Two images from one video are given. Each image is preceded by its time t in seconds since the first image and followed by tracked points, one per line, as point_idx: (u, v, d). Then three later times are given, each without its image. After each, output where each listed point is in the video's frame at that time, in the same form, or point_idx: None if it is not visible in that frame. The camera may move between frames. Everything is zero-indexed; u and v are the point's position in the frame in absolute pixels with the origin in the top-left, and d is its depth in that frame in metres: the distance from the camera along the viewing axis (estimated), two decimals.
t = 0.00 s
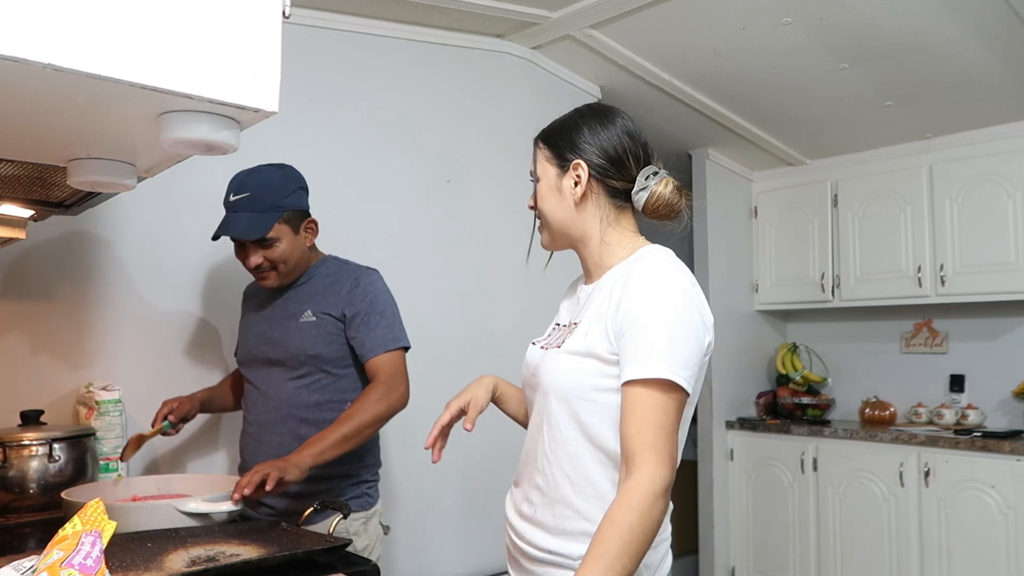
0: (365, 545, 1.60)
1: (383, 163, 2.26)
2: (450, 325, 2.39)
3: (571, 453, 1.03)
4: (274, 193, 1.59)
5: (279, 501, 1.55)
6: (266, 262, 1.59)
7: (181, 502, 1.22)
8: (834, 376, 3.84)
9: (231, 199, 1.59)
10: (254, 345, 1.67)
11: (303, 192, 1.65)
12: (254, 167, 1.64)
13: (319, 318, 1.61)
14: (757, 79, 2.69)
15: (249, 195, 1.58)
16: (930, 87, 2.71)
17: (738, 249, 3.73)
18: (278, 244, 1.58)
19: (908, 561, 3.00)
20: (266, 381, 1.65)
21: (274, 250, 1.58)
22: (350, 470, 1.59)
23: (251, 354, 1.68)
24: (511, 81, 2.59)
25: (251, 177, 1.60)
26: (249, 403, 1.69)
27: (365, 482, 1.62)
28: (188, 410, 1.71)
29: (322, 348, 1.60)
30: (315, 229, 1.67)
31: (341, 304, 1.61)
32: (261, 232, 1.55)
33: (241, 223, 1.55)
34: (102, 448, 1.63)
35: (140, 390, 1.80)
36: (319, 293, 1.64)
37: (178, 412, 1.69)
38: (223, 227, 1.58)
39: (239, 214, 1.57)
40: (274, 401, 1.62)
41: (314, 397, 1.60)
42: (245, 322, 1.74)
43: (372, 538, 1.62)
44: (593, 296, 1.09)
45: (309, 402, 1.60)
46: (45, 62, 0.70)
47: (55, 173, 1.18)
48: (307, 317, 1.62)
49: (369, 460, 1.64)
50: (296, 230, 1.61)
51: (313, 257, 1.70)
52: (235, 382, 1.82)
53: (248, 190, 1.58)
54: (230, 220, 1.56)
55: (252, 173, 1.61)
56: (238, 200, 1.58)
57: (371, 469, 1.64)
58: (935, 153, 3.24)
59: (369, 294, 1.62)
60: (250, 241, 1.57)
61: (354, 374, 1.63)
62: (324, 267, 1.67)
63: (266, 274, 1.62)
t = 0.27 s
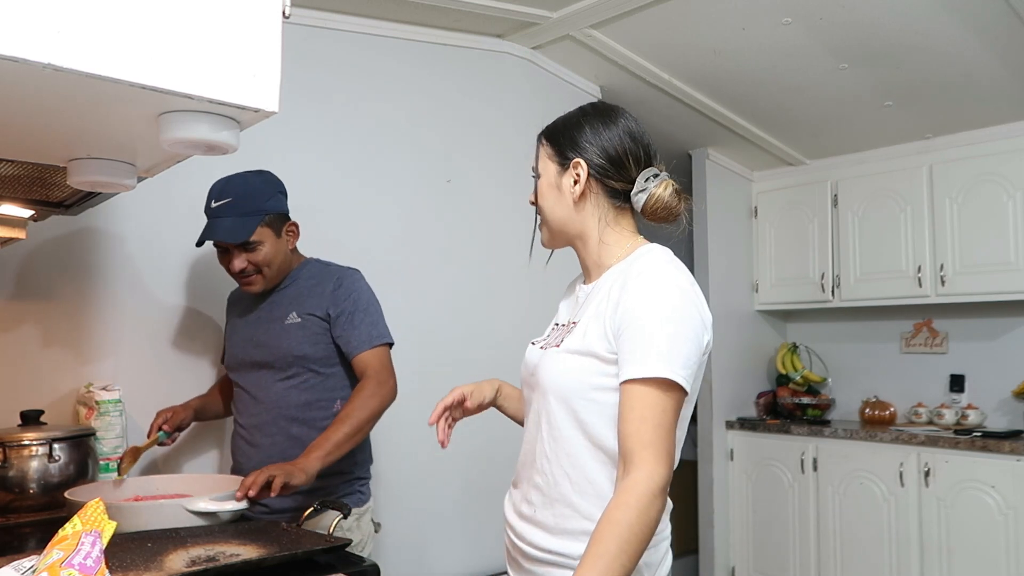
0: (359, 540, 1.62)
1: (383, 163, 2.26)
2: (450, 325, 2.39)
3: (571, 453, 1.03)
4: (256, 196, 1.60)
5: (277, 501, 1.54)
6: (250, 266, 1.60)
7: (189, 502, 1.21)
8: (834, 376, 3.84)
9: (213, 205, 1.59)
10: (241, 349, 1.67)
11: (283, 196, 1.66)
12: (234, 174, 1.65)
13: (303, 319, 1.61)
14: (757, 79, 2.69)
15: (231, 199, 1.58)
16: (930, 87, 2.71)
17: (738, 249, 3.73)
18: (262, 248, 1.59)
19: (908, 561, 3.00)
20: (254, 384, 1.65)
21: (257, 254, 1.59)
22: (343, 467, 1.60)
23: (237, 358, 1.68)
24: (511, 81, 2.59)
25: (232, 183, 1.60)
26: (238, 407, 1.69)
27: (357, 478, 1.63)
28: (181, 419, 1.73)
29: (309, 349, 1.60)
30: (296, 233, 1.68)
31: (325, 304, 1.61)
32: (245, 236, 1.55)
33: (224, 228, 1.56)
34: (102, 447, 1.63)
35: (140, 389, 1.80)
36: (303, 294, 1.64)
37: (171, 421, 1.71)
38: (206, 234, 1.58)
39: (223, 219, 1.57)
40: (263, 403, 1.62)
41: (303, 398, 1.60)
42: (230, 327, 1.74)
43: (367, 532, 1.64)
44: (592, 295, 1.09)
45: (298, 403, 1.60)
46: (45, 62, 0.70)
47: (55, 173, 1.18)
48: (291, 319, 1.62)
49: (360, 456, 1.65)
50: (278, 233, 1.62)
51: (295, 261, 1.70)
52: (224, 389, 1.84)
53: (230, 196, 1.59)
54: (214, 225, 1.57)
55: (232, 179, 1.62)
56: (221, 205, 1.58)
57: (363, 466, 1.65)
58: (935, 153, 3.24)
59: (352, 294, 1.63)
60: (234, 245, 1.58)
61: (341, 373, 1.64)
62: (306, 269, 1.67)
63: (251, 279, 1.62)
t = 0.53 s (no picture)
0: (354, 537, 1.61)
1: (383, 163, 2.26)
2: (450, 325, 2.38)
3: (574, 453, 1.02)
4: (246, 195, 1.61)
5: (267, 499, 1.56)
6: (240, 264, 1.60)
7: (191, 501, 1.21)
8: (834, 375, 3.84)
9: (204, 204, 1.60)
10: (231, 348, 1.68)
11: (273, 195, 1.67)
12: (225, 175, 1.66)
13: (290, 317, 1.61)
14: (757, 80, 2.69)
15: (222, 198, 1.59)
16: (930, 87, 2.71)
17: (738, 249, 3.72)
18: (252, 246, 1.59)
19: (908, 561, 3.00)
20: (245, 382, 1.66)
21: (247, 251, 1.59)
22: (334, 464, 1.60)
23: (229, 357, 1.69)
24: (511, 81, 2.59)
25: (222, 182, 1.62)
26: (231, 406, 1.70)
27: (350, 475, 1.63)
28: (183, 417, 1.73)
29: (296, 346, 1.60)
30: (286, 232, 1.68)
31: (311, 302, 1.61)
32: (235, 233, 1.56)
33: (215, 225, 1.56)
34: (102, 448, 1.63)
35: (140, 390, 1.80)
36: (290, 291, 1.64)
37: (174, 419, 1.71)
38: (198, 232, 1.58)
39: (214, 217, 1.58)
40: (252, 401, 1.63)
41: (292, 395, 1.60)
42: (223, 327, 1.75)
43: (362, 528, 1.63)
44: (591, 295, 1.09)
45: (287, 401, 1.60)
46: (45, 62, 0.70)
47: (55, 173, 1.18)
48: (279, 316, 1.62)
49: (352, 454, 1.65)
50: (268, 231, 1.63)
51: (285, 261, 1.71)
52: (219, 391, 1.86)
53: (220, 195, 1.60)
54: (205, 224, 1.57)
55: (222, 178, 1.63)
56: (211, 204, 1.59)
57: (355, 463, 1.65)
58: (935, 153, 3.24)
59: (338, 290, 1.62)
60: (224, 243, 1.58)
61: (329, 369, 1.63)
62: (295, 267, 1.67)
63: (241, 278, 1.63)
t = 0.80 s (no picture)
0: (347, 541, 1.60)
1: (383, 163, 2.26)
2: (450, 326, 2.39)
3: (575, 453, 1.02)
4: (251, 195, 1.61)
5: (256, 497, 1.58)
6: (244, 263, 1.60)
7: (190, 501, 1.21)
8: (834, 376, 3.84)
9: (209, 202, 1.61)
10: (232, 345, 1.68)
11: (279, 195, 1.67)
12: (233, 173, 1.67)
13: (293, 317, 1.61)
14: (757, 80, 2.70)
15: (227, 197, 1.59)
16: (930, 87, 2.71)
17: (738, 248, 3.73)
18: (256, 245, 1.59)
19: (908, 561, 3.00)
20: (244, 380, 1.66)
21: (251, 250, 1.59)
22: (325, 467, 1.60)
23: (229, 355, 1.69)
24: (511, 81, 2.59)
25: (229, 180, 1.62)
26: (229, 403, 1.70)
27: (343, 478, 1.64)
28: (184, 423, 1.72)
29: (296, 346, 1.60)
30: (292, 233, 1.67)
31: (314, 303, 1.61)
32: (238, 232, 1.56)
33: (219, 224, 1.57)
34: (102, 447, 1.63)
35: (140, 390, 1.80)
36: (294, 291, 1.64)
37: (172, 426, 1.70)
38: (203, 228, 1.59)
39: (218, 216, 1.58)
40: (250, 399, 1.63)
41: (288, 395, 1.60)
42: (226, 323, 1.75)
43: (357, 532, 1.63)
44: (590, 294, 1.09)
45: (283, 401, 1.60)
46: (45, 62, 0.70)
47: (55, 173, 1.18)
48: (281, 315, 1.62)
49: (347, 456, 1.65)
50: (273, 231, 1.62)
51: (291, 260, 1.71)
52: (224, 394, 1.87)
53: (226, 193, 1.60)
54: (209, 222, 1.58)
55: (229, 177, 1.63)
56: (216, 202, 1.59)
57: (350, 466, 1.65)
58: (935, 153, 3.24)
59: (343, 293, 1.62)
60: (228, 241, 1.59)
61: (328, 372, 1.63)
62: (300, 267, 1.67)
63: (245, 277, 1.63)
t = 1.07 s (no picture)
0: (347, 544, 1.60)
1: (383, 163, 2.26)
2: (450, 326, 2.38)
3: (577, 448, 1.02)
4: (270, 194, 1.61)
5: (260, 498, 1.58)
6: (261, 263, 1.60)
7: (191, 502, 1.21)
8: (834, 375, 3.84)
9: (228, 200, 1.61)
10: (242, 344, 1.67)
11: (297, 196, 1.67)
12: (251, 170, 1.67)
13: (309, 319, 1.61)
14: (757, 79, 2.69)
15: (246, 195, 1.60)
16: (930, 87, 2.71)
17: (738, 248, 3.72)
18: (274, 246, 1.59)
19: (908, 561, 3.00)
20: (252, 379, 1.65)
21: (269, 251, 1.59)
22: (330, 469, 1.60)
23: (238, 353, 1.68)
24: (511, 81, 2.59)
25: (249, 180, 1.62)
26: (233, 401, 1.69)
27: (347, 481, 1.64)
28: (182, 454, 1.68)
29: (310, 349, 1.60)
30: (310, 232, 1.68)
31: (332, 306, 1.61)
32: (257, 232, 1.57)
33: (237, 224, 1.57)
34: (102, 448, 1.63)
35: (141, 390, 1.80)
36: (311, 294, 1.63)
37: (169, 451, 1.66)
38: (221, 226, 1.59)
39: (237, 215, 1.59)
40: (258, 398, 1.62)
41: (298, 397, 1.60)
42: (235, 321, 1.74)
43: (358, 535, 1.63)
44: (591, 289, 1.09)
45: (292, 402, 1.60)
46: (45, 62, 0.70)
47: (55, 173, 1.18)
48: (297, 317, 1.61)
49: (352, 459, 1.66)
50: (292, 232, 1.63)
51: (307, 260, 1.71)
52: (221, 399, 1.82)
53: (245, 191, 1.61)
54: (227, 221, 1.58)
55: (249, 175, 1.64)
56: (234, 200, 1.60)
57: (353, 468, 1.66)
58: (935, 153, 3.24)
59: (361, 299, 1.63)
60: (246, 241, 1.59)
61: (339, 376, 1.63)
62: (316, 270, 1.67)
63: (259, 276, 1.63)
